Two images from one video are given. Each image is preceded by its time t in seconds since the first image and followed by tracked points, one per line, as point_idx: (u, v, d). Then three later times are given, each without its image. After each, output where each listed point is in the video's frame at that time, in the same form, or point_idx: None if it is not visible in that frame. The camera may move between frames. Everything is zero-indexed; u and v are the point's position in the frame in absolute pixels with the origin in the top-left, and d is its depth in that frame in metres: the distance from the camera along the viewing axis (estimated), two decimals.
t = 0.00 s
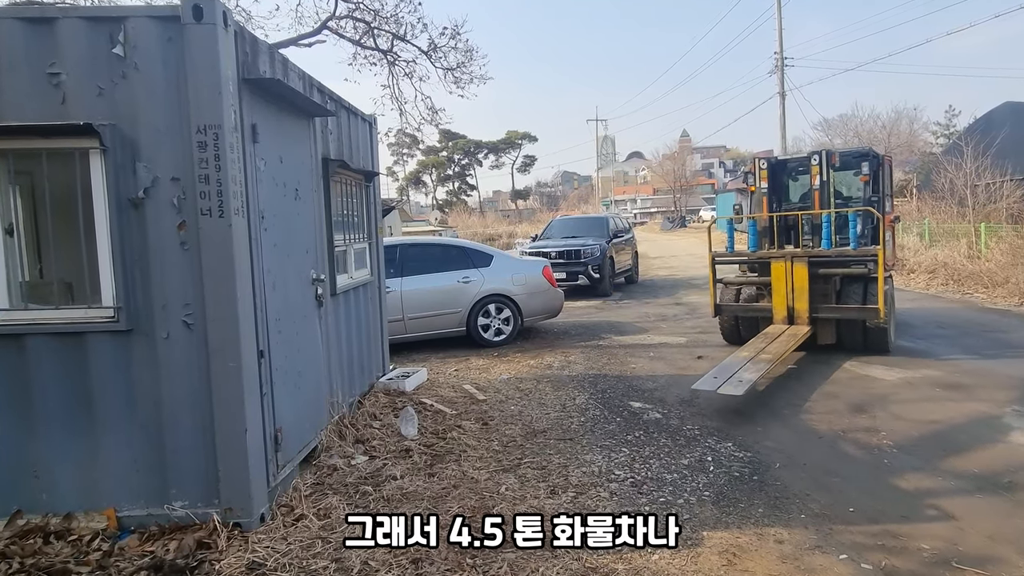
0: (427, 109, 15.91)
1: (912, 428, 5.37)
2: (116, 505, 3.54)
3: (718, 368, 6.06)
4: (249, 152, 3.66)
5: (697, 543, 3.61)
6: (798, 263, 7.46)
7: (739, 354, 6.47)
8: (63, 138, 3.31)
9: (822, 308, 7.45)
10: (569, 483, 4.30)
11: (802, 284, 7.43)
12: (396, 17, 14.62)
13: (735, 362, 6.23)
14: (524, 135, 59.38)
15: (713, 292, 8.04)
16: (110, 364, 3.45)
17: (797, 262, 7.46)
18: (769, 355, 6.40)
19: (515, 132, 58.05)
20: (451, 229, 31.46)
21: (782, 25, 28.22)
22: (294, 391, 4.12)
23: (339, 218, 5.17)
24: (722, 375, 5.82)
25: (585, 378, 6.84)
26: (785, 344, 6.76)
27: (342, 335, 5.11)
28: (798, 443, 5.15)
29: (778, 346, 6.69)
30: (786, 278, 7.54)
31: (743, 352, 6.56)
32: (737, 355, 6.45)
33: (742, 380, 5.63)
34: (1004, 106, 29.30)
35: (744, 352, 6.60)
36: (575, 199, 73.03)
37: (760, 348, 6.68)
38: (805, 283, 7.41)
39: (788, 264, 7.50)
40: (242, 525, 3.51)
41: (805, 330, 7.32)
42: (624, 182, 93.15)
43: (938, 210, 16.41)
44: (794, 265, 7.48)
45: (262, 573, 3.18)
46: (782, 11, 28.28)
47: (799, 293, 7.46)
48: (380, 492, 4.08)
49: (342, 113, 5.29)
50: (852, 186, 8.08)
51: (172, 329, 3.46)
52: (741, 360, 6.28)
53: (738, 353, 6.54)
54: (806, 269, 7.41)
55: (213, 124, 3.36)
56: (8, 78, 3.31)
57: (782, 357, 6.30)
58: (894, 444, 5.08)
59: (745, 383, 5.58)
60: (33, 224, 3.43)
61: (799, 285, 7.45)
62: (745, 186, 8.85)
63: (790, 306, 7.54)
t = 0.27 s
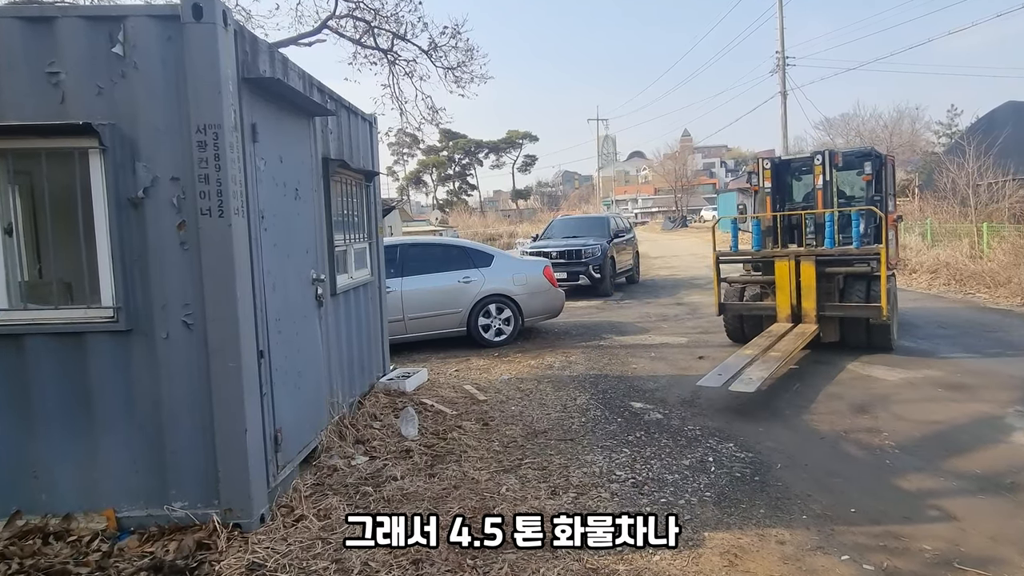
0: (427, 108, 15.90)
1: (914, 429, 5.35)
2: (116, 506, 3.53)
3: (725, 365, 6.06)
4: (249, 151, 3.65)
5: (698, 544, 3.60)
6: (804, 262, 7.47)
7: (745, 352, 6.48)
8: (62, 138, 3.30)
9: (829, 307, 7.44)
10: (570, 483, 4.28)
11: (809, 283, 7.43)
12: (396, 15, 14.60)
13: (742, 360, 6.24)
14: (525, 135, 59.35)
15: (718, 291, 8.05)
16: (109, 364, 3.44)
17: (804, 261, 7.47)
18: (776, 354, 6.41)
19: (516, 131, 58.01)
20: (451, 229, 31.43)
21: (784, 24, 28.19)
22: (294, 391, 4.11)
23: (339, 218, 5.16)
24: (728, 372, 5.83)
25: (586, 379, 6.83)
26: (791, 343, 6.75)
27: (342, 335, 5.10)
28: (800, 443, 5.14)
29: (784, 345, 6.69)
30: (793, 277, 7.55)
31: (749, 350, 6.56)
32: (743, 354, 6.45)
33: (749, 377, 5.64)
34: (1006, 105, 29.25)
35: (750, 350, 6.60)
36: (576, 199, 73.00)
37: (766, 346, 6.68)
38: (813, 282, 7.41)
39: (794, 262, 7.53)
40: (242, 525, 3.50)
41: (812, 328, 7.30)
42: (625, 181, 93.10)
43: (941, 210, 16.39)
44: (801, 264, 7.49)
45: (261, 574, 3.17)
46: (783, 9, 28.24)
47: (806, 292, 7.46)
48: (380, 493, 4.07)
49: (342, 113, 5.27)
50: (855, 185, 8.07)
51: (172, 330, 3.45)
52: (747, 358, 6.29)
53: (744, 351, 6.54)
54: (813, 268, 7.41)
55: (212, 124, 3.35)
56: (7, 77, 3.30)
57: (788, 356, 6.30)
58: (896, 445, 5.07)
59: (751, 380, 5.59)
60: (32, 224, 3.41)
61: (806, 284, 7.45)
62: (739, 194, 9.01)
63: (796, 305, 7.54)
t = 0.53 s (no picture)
0: (427, 108, 15.88)
1: (916, 429, 5.34)
2: (115, 507, 3.52)
3: (731, 362, 6.06)
4: (249, 151, 3.64)
5: (699, 545, 3.58)
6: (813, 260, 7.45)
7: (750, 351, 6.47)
8: (62, 137, 3.29)
9: (835, 306, 7.44)
10: (571, 484, 4.27)
11: (817, 282, 7.42)
12: (396, 15, 14.59)
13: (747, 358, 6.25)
14: (526, 134, 59.32)
15: (723, 289, 8.04)
16: (109, 364, 3.43)
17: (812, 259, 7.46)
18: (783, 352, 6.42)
19: (516, 131, 58.02)
20: (451, 229, 31.41)
21: (786, 23, 28.13)
22: (294, 392, 4.10)
23: (339, 217, 5.14)
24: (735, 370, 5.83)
25: (587, 379, 6.81)
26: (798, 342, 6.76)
27: (342, 336, 5.09)
28: (800, 444, 5.13)
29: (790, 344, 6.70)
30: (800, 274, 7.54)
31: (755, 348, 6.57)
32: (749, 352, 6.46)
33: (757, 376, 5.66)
34: (1008, 104, 29.20)
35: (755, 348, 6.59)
36: (577, 199, 72.96)
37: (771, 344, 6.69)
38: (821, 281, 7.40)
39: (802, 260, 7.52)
40: (242, 526, 3.49)
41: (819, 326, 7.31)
42: (625, 181, 93.04)
43: (943, 210, 16.36)
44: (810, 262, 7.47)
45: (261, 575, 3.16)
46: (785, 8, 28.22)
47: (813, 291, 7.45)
48: (380, 493, 4.06)
49: (342, 112, 5.26)
50: (857, 185, 8.10)
51: (172, 330, 3.44)
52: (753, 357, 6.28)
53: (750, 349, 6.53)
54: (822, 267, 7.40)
55: (212, 123, 3.34)
56: (6, 77, 3.29)
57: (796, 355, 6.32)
58: (898, 445, 5.05)
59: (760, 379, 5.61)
60: (32, 224, 3.40)
61: (814, 283, 7.44)
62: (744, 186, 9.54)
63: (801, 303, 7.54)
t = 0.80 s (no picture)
0: (427, 107, 15.86)
1: (918, 430, 5.32)
2: (115, 508, 3.51)
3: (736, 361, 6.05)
4: (248, 150, 3.63)
5: (700, 546, 3.57)
6: (820, 259, 7.42)
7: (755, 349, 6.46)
8: (61, 137, 3.28)
9: (841, 305, 7.44)
10: (571, 484, 4.26)
11: (824, 282, 7.41)
12: (396, 14, 14.57)
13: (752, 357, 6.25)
14: (526, 134, 59.30)
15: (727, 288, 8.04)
16: (108, 365, 3.42)
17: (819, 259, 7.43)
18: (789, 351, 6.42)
19: (517, 131, 58.01)
20: (451, 229, 31.39)
21: (786, 22, 28.11)
22: (294, 392, 4.09)
23: (339, 217, 5.13)
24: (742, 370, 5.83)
25: (588, 379, 6.80)
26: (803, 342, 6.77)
27: (342, 336, 5.07)
28: (801, 444, 5.11)
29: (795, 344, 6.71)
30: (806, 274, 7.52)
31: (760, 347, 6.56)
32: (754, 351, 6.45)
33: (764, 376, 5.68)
34: (1011, 104, 29.15)
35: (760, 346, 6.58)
36: (577, 199, 72.94)
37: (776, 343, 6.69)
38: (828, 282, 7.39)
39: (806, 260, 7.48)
40: (242, 527, 3.48)
41: (825, 324, 7.34)
42: (626, 181, 93.01)
43: (944, 210, 16.34)
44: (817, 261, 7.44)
45: None
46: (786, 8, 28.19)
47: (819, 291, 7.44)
48: (380, 494, 4.05)
49: (342, 112, 5.25)
50: (861, 185, 8.08)
51: (171, 330, 3.43)
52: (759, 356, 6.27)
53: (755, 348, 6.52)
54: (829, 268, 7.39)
55: (212, 123, 3.33)
56: (5, 76, 3.27)
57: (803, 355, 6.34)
58: (899, 446, 5.04)
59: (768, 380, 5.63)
60: (30, 224, 3.38)
61: (821, 283, 7.43)
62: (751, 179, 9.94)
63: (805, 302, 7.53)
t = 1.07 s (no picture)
0: (427, 106, 15.84)
1: (920, 430, 5.30)
2: (114, 508, 3.50)
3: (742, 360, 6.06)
4: (248, 150, 3.62)
5: (702, 546, 3.55)
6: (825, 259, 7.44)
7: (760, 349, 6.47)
8: (60, 137, 3.27)
9: (846, 305, 7.45)
10: (572, 485, 4.25)
11: (829, 281, 7.42)
12: (397, 13, 14.56)
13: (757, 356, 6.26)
14: (527, 133, 59.27)
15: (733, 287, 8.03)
16: (108, 365, 3.41)
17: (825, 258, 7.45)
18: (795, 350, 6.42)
19: (517, 131, 57.99)
20: (452, 228, 31.37)
21: (788, 21, 28.06)
22: (294, 393, 4.08)
23: (339, 217, 5.12)
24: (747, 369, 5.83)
25: (589, 380, 6.79)
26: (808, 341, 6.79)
27: (342, 336, 5.06)
28: (803, 445, 5.10)
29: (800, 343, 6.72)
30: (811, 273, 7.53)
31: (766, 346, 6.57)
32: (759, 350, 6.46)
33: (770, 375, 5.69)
34: (1013, 103, 29.11)
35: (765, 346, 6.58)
36: (578, 198, 72.91)
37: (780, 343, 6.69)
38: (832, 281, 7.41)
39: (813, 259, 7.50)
40: (241, 528, 3.47)
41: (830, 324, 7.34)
42: (626, 181, 92.96)
43: (946, 209, 16.31)
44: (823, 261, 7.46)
45: None
46: (786, 7, 28.16)
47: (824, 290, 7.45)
48: (381, 495, 4.04)
49: (342, 111, 5.24)
50: (866, 185, 8.06)
51: (171, 330, 3.41)
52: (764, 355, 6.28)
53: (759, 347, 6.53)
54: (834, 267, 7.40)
55: (211, 122, 3.32)
56: (4, 75, 3.26)
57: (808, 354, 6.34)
58: (901, 446, 5.02)
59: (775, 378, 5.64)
60: (29, 224, 3.37)
61: (826, 282, 7.44)
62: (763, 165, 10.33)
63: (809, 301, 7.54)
